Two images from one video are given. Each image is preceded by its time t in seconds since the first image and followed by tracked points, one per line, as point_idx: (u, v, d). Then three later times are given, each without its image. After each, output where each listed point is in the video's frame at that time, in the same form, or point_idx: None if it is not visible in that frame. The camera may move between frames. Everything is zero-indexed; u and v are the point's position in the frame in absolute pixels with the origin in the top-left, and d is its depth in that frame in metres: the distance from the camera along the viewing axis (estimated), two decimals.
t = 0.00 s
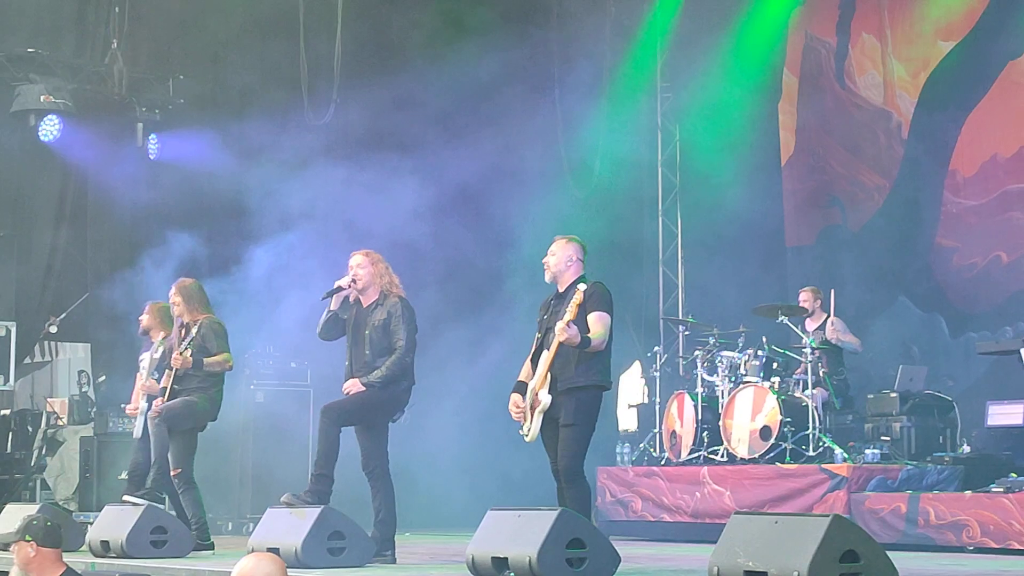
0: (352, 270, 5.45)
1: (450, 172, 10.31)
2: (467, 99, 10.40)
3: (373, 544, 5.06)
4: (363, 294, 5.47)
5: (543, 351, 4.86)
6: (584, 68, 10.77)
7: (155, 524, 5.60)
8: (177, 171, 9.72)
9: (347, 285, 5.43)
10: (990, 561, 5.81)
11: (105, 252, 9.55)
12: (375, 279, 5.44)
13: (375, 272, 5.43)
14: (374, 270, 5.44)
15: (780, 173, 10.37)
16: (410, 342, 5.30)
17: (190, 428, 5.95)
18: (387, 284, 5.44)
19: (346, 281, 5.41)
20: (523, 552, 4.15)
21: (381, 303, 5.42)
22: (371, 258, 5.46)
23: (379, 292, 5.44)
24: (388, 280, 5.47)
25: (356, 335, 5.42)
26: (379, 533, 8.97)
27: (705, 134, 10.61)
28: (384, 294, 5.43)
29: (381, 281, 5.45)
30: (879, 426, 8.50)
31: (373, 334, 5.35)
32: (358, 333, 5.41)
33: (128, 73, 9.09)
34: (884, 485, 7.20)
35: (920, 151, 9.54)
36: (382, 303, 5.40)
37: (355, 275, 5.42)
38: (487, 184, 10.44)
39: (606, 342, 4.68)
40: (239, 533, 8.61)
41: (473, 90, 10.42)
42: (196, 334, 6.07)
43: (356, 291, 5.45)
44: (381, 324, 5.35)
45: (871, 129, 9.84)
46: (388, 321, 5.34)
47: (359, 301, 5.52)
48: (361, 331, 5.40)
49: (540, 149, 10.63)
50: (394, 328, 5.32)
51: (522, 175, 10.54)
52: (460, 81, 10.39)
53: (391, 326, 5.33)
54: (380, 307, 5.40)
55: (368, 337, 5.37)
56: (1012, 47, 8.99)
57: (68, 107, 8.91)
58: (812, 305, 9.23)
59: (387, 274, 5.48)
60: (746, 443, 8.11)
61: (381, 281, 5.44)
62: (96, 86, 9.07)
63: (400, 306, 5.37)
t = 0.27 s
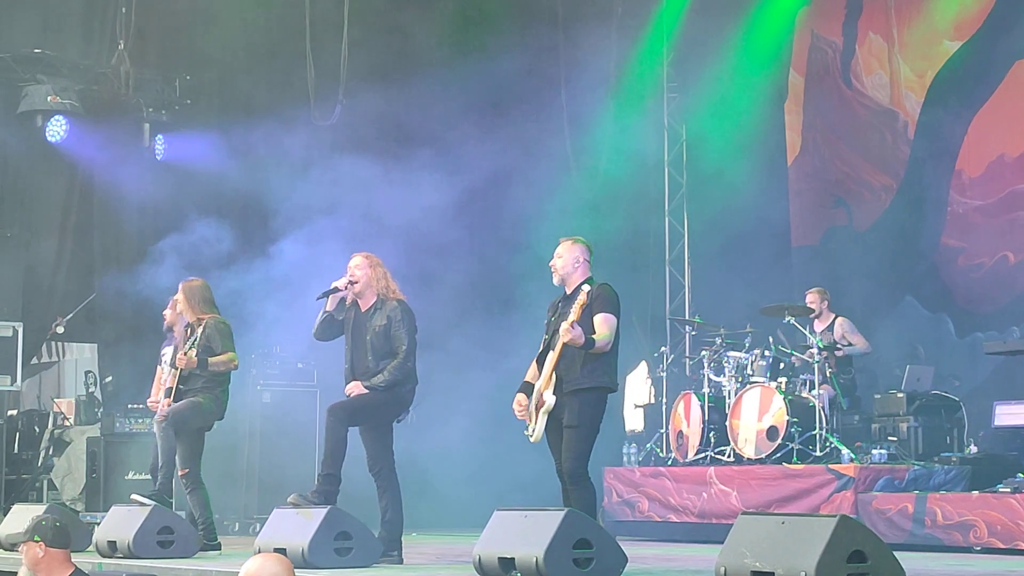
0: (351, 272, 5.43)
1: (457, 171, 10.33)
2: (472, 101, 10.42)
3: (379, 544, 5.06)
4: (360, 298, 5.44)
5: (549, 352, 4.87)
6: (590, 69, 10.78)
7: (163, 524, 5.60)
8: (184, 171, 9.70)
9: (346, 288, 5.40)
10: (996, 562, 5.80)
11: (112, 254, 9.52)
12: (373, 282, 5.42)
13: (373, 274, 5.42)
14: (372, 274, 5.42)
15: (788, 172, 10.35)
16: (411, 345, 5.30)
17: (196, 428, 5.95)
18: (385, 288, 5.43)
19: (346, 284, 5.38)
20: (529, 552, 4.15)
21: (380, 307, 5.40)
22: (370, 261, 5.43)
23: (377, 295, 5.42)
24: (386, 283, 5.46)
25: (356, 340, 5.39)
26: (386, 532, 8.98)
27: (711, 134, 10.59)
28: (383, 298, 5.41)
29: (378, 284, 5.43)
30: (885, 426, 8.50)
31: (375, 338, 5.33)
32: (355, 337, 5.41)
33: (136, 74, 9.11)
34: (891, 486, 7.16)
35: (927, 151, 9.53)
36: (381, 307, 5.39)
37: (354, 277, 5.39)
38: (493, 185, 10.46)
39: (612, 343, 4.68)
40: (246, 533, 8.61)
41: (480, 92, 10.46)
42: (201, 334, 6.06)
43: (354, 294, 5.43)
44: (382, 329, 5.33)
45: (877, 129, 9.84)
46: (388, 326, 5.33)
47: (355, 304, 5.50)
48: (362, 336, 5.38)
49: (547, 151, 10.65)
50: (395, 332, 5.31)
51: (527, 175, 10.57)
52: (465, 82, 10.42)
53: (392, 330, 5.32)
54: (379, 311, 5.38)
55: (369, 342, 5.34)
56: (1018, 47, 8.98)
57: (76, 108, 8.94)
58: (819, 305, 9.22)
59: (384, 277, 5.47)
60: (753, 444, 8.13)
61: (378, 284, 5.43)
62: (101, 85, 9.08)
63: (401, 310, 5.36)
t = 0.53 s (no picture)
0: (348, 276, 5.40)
1: (461, 171, 10.33)
2: (476, 102, 10.41)
3: (383, 545, 5.06)
4: (359, 300, 5.42)
5: (554, 353, 4.86)
6: (595, 70, 10.75)
7: (167, 525, 5.61)
8: (188, 173, 9.71)
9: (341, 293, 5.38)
10: (1000, 563, 5.80)
11: (116, 255, 9.50)
12: (370, 285, 5.38)
13: (368, 277, 5.38)
14: (368, 277, 5.38)
15: (790, 173, 10.34)
16: (411, 346, 5.28)
17: (200, 429, 5.95)
18: (383, 290, 5.38)
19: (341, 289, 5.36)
20: (533, 553, 4.15)
21: (379, 310, 5.36)
22: (365, 264, 5.39)
23: (375, 298, 5.38)
24: (384, 285, 5.42)
25: (357, 343, 5.38)
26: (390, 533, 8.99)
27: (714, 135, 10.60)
28: (382, 301, 5.37)
29: (377, 288, 5.40)
30: (889, 427, 8.50)
31: (374, 342, 5.31)
32: (355, 341, 5.40)
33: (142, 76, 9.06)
34: (894, 486, 7.19)
35: (930, 152, 9.53)
36: (379, 311, 5.35)
37: (349, 281, 5.37)
38: (497, 186, 10.46)
39: (616, 343, 4.68)
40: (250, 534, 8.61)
41: (484, 93, 10.46)
42: (206, 335, 6.06)
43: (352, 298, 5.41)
44: (382, 332, 5.30)
45: (881, 130, 9.84)
46: (388, 330, 5.30)
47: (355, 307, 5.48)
48: (362, 340, 5.36)
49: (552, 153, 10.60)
50: (395, 335, 5.28)
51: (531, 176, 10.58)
52: (469, 83, 10.42)
53: (392, 334, 5.29)
54: (378, 314, 5.35)
55: (369, 345, 5.32)
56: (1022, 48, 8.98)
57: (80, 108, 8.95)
58: (822, 306, 9.23)
59: (382, 279, 5.42)
60: (757, 444, 8.12)
61: (376, 286, 5.39)
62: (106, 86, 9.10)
63: (399, 313, 5.33)
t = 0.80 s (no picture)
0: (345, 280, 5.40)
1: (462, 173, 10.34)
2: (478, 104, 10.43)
3: (384, 547, 5.06)
4: (357, 303, 5.41)
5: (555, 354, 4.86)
6: (596, 71, 10.77)
7: (169, 527, 5.61)
8: (189, 175, 9.72)
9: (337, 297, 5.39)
10: (1002, 565, 5.80)
11: (118, 259, 9.52)
12: (366, 289, 5.37)
13: (365, 281, 5.37)
14: (364, 280, 5.37)
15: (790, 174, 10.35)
16: (411, 348, 5.28)
17: (201, 431, 5.96)
18: (380, 293, 5.37)
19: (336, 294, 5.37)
20: (535, 554, 4.15)
21: (376, 314, 5.35)
22: (361, 268, 5.39)
23: (373, 302, 5.37)
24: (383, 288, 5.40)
25: (357, 345, 5.37)
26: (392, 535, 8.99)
27: (716, 136, 10.58)
28: (380, 305, 5.36)
29: (371, 292, 5.37)
30: (891, 429, 8.51)
31: (372, 345, 5.30)
32: (354, 343, 5.39)
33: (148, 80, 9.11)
34: (896, 488, 7.23)
35: (931, 153, 9.53)
36: (376, 314, 5.34)
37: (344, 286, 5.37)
38: (498, 187, 10.48)
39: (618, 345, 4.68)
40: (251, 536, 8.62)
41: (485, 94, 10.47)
42: (207, 337, 6.07)
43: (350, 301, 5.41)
44: (380, 336, 5.29)
45: (882, 131, 9.84)
46: (387, 333, 5.29)
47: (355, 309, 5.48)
48: (361, 342, 5.35)
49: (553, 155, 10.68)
50: (394, 338, 5.27)
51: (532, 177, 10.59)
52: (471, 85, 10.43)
53: (391, 337, 5.28)
54: (375, 318, 5.34)
55: (368, 348, 5.31)
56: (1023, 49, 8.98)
57: (82, 109, 8.99)
58: (824, 307, 9.24)
59: (380, 281, 5.41)
60: (759, 446, 8.12)
61: (372, 289, 5.37)
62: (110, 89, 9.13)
63: (398, 316, 5.31)
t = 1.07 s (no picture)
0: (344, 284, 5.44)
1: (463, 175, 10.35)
2: (479, 105, 10.43)
3: (385, 549, 5.06)
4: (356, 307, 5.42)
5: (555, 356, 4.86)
6: (597, 72, 10.70)
7: (168, 529, 5.61)
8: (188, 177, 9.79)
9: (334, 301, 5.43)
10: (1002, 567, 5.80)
11: (118, 260, 9.60)
12: (362, 293, 5.37)
13: (360, 285, 5.37)
14: (360, 284, 5.38)
15: (790, 176, 10.35)
16: (410, 350, 5.27)
17: (201, 432, 5.95)
18: (375, 298, 5.36)
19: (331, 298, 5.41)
20: (534, 556, 4.16)
21: (373, 318, 5.35)
22: (356, 272, 5.40)
23: (371, 306, 5.36)
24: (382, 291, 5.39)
25: (356, 347, 5.38)
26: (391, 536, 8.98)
27: (716, 137, 10.57)
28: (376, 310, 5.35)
29: (368, 296, 5.36)
30: (890, 431, 8.53)
31: (369, 349, 5.31)
32: (355, 347, 5.39)
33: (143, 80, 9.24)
34: (896, 490, 7.24)
35: (931, 155, 9.54)
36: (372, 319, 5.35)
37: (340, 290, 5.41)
38: (499, 189, 10.48)
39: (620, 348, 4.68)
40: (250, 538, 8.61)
41: (486, 95, 10.47)
42: (207, 338, 6.08)
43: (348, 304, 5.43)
44: (378, 339, 5.29)
45: (882, 133, 9.85)
46: (384, 337, 5.29)
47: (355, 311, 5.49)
48: (361, 345, 5.35)
49: (553, 156, 10.61)
50: (392, 342, 5.27)
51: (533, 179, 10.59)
52: (472, 86, 10.43)
53: (389, 340, 5.28)
54: (371, 322, 5.34)
55: (366, 351, 5.32)
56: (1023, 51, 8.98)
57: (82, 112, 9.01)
58: (823, 309, 9.24)
59: (378, 285, 5.39)
60: (758, 448, 8.12)
61: (368, 294, 5.36)
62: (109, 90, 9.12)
63: (395, 320, 5.31)
